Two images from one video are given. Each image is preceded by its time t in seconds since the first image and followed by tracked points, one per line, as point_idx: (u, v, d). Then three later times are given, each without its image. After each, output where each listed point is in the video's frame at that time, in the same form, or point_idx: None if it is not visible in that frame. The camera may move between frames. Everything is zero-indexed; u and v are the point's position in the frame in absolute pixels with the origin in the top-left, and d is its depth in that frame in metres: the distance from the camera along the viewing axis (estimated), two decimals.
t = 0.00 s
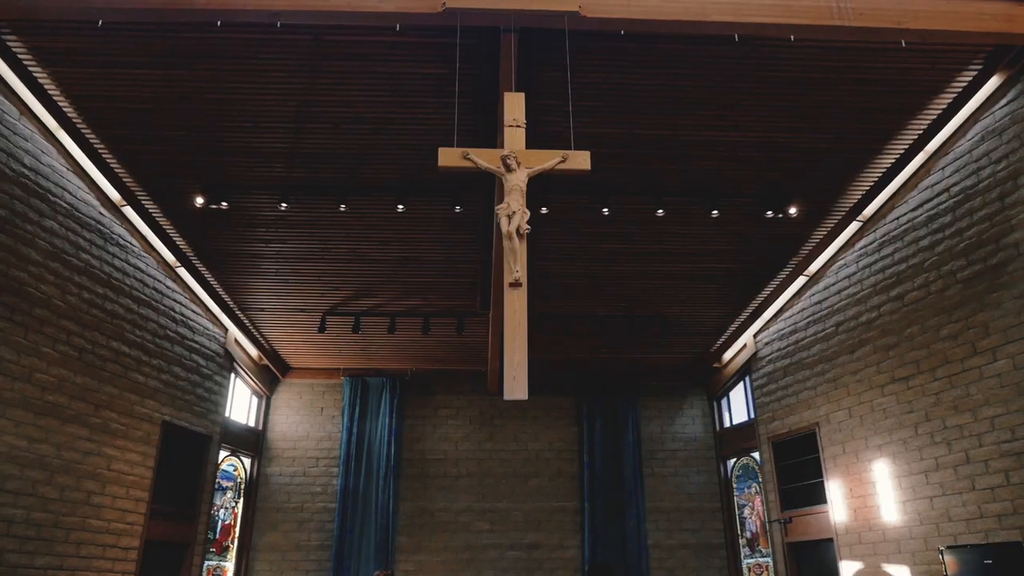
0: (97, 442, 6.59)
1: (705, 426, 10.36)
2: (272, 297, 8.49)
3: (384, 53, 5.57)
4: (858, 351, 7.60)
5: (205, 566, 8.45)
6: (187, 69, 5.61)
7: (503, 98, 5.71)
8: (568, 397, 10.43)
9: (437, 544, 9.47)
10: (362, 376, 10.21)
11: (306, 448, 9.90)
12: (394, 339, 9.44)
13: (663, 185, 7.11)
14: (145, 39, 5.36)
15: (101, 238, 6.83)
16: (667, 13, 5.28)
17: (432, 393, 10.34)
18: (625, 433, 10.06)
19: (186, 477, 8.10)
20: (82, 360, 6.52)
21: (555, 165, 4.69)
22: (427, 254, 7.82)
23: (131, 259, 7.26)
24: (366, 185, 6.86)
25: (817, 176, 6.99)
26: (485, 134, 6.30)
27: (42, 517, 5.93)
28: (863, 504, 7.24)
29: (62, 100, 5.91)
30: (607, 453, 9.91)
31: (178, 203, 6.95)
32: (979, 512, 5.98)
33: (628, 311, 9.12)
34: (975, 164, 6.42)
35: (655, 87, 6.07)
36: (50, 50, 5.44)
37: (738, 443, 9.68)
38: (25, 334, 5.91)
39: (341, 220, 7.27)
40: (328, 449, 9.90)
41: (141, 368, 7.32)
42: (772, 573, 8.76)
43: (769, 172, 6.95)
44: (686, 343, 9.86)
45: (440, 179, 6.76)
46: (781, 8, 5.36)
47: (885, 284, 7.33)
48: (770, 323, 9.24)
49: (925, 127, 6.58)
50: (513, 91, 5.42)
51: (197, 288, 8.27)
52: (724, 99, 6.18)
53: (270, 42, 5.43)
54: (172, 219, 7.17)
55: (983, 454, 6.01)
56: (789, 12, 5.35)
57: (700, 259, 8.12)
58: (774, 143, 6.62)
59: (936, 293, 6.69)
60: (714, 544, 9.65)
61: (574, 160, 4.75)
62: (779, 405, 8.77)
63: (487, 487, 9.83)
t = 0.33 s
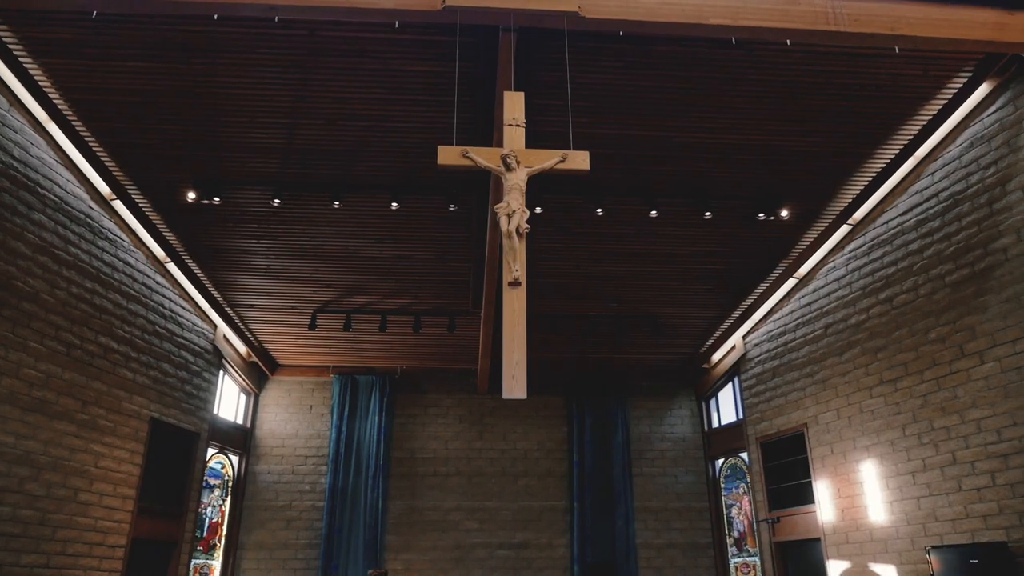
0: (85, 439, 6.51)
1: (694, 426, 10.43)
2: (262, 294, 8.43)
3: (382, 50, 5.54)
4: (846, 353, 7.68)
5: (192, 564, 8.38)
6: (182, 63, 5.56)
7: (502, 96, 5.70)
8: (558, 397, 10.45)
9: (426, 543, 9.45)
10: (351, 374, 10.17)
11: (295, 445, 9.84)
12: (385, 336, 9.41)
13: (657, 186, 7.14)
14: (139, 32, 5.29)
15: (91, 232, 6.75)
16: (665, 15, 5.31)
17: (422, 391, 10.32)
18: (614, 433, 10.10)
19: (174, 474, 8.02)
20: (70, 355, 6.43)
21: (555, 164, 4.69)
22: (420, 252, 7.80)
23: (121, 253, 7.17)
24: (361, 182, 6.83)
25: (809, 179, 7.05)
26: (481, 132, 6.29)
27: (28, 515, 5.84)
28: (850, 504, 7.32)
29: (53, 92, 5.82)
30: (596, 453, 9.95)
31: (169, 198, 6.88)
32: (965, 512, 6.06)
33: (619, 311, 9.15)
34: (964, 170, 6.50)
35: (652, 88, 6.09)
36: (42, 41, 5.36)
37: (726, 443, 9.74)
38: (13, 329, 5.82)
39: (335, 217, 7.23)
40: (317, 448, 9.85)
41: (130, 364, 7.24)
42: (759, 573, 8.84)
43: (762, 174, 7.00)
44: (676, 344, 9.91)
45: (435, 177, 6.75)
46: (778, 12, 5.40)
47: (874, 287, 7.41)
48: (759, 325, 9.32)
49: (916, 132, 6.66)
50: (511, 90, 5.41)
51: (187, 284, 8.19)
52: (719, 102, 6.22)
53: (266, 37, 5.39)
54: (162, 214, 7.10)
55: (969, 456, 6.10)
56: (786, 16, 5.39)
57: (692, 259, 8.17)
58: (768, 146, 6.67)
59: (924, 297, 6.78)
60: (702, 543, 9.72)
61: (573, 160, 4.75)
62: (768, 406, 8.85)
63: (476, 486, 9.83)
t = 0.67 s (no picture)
0: (73, 436, 6.43)
1: (682, 426, 10.49)
2: (253, 291, 8.37)
3: (379, 48, 5.52)
4: (836, 354, 7.76)
5: (179, 564, 8.33)
6: (176, 57, 5.50)
7: (501, 95, 5.69)
8: (547, 396, 10.47)
9: (415, 542, 9.43)
10: (341, 372, 10.13)
11: (283, 444, 9.78)
12: (375, 335, 9.37)
13: (651, 188, 7.17)
14: (133, 25, 5.23)
15: (80, 227, 6.66)
16: (662, 18, 5.31)
17: (412, 389, 10.29)
18: (604, 432, 10.13)
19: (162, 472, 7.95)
20: (58, 352, 6.35)
21: (553, 165, 4.70)
22: (413, 250, 7.78)
23: (110, 249, 7.08)
24: (356, 180, 6.80)
25: (802, 182, 7.11)
26: (477, 131, 6.29)
27: (15, 513, 5.77)
28: (839, 504, 7.40)
29: (44, 84, 5.73)
30: (585, 452, 9.98)
31: (159, 193, 6.81)
32: (952, 512, 6.15)
33: (610, 311, 9.18)
34: (953, 175, 6.59)
35: (648, 90, 6.11)
36: (33, 34, 5.29)
37: (715, 443, 9.81)
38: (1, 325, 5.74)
39: (328, 215, 7.20)
40: (306, 446, 9.79)
41: (118, 361, 7.15)
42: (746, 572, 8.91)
43: (755, 176, 7.05)
44: (666, 344, 9.96)
45: (430, 175, 6.73)
46: (774, 16, 5.44)
47: (863, 290, 7.49)
48: (749, 326, 9.39)
49: (906, 136, 6.74)
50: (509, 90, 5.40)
51: (176, 280, 8.11)
52: (715, 104, 6.25)
53: (263, 32, 5.34)
54: (153, 209, 7.02)
55: (956, 457, 6.18)
56: (782, 21, 5.43)
57: (684, 260, 8.22)
58: (761, 149, 6.72)
59: (913, 299, 6.87)
60: (690, 543, 9.77)
61: (572, 160, 4.76)
62: (757, 406, 8.92)
63: (465, 485, 9.82)
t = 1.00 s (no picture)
0: (59, 434, 6.34)
1: (671, 427, 10.55)
2: (243, 288, 8.30)
3: (376, 46, 5.49)
4: (824, 357, 7.84)
5: (165, 563, 8.24)
6: (170, 52, 5.44)
7: (498, 95, 5.68)
8: (537, 396, 10.48)
9: (404, 542, 9.40)
10: (330, 371, 10.07)
11: (271, 443, 9.71)
12: (365, 334, 9.33)
13: (645, 190, 7.20)
14: (127, 19, 5.16)
15: (68, 221, 6.57)
16: (661, 20, 5.33)
17: (401, 389, 10.26)
18: (592, 433, 10.16)
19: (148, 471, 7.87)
20: (46, 348, 6.26)
21: (553, 165, 4.71)
22: (405, 249, 7.76)
23: (99, 244, 7.00)
24: (349, 178, 6.76)
25: (793, 185, 7.17)
26: (473, 131, 6.28)
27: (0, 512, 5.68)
28: (826, 505, 7.48)
29: (34, 77, 5.65)
30: (574, 452, 10.00)
31: (150, 188, 6.73)
32: (938, 514, 6.23)
33: (601, 312, 9.21)
34: (942, 181, 6.68)
35: (644, 93, 6.14)
36: (24, 26, 5.21)
37: (703, 444, 9.88)
38: None
39: (321, 212, 7.15)
40: (294, 445, 9.73)
41: (106, 357, 7.07)
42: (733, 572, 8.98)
43: (747, 180, 7.10)
44: (656, 345, 10.01)
45: (424, 174, 6.72)
46: (770, 22, 5.49)
47: (852, 293, 7.57)
48: (738, 328, 9.46)
49: (896, 143, 6.82)
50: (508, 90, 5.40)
51: (165, 277, 8.02)
52: (710, 107, 6.29)
53: (258, 28, 5.29)
54: (143, 205, 6.94)
55: (943, 459, 6.26)
56: (778, 26, 5.48)
57: (675, 262, 8.26)
58: (754, 153, 6.77)
59: (902, 303, 6.95)
60: (677, 543, 9.83)
61: (571, 162, 4.76)
62: (746, 408, 8.99)
63: (454, 484, 9.81)
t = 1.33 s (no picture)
0: (47, 432, 6.26)
1: (659, 427, 10.62)
2: (232, 285, 8.24)
3: (373, 43, 5.47)
4: (813, 358, 7.93)
5: (152, 562, 8.17)
6: (166, 47, 5.39)
7: (495, 94, 5.68)
8: (526, 396, 10.49)
9: (393, 541, 9.38)
10: (319, 369, 10.02)
11: (259, 441, 9.65)
12: (356, 332, 9.29)
13: (638, 191, 7.24)
14: (122, 12, 5.11)
15: (57, 215, 6.48)
16: (658, 23, 5.36)
17: (390, 387, 10.23)
18: (582, 432, 10.19)
19: (136, 469, 7.79)
20: (33, 344, 6.18)
21: (552, 166, 4.72)
22: (398, 248, 7.74)
23: (87, 239, 6.91)
24: (344, 175, 6.74)
25: (785, 188, 7.24)
26: (468, 130, 6.28)
27: None
28: (813, 505, 7.57)
29: (24, 69, 5.57)
30: (563, 452, 10.03)
31: (141, 183, 6.66)
32: (925, 514, 6.32)
33: (591, 312, 9.24)
34: (930, 186, 6.77)
35: (639, 94, 6.17)
36: (16, 18, 5.13)
37: (692, 444, 9.95)
38: None
39: (314, 210, 7.12)
40: (283, 443, 9.68)
41: (94, 354, 6.99)
42: (721, 571, 9.05)
43: (739, 182, 7.16)
44: (645, 346, 10.07)
45: (419, 172, 6.71)
46: (766, 26, 5.54)
47: (841, 296, 7.66)
48: (727, 329, 9.53)
49: (886, 147, 6.91)
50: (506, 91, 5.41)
51: (154, 273, 7.93)
52: (704, 110, 6.34)
53: (256, 24, 5.25)
54: (133, 200, 6.87)
55: (930, 460, 6.35)
56: (774, 30, 5.53)
57: (667, 263, 8.31)
58: (747, 156, 6.84)
59: (890, 306, 7.04)
60: (664, 543, 9.89)
61: (570, 162, 4.77)
62: (734, 409, 9.07)
63: (443, 484, 9.80)
